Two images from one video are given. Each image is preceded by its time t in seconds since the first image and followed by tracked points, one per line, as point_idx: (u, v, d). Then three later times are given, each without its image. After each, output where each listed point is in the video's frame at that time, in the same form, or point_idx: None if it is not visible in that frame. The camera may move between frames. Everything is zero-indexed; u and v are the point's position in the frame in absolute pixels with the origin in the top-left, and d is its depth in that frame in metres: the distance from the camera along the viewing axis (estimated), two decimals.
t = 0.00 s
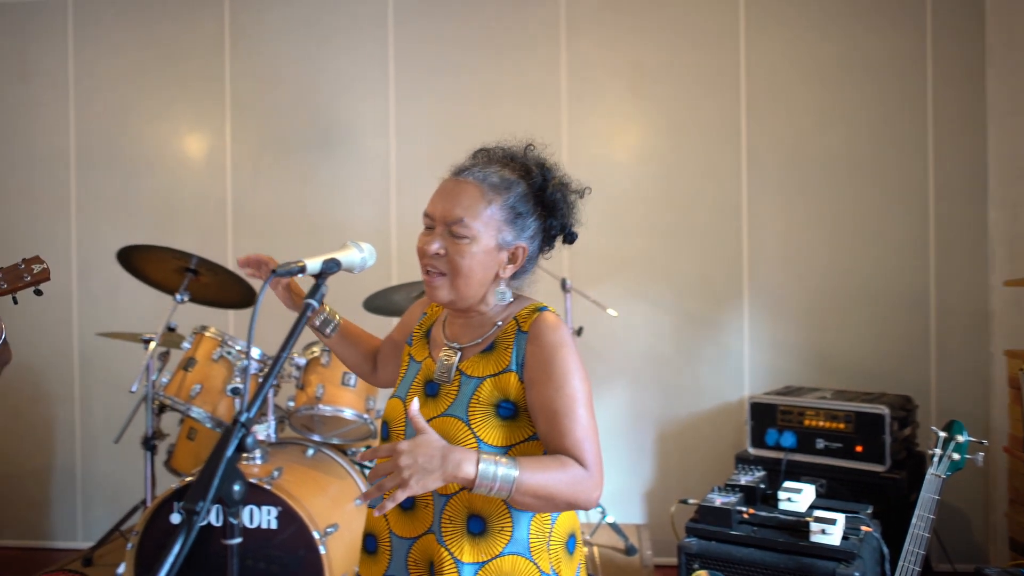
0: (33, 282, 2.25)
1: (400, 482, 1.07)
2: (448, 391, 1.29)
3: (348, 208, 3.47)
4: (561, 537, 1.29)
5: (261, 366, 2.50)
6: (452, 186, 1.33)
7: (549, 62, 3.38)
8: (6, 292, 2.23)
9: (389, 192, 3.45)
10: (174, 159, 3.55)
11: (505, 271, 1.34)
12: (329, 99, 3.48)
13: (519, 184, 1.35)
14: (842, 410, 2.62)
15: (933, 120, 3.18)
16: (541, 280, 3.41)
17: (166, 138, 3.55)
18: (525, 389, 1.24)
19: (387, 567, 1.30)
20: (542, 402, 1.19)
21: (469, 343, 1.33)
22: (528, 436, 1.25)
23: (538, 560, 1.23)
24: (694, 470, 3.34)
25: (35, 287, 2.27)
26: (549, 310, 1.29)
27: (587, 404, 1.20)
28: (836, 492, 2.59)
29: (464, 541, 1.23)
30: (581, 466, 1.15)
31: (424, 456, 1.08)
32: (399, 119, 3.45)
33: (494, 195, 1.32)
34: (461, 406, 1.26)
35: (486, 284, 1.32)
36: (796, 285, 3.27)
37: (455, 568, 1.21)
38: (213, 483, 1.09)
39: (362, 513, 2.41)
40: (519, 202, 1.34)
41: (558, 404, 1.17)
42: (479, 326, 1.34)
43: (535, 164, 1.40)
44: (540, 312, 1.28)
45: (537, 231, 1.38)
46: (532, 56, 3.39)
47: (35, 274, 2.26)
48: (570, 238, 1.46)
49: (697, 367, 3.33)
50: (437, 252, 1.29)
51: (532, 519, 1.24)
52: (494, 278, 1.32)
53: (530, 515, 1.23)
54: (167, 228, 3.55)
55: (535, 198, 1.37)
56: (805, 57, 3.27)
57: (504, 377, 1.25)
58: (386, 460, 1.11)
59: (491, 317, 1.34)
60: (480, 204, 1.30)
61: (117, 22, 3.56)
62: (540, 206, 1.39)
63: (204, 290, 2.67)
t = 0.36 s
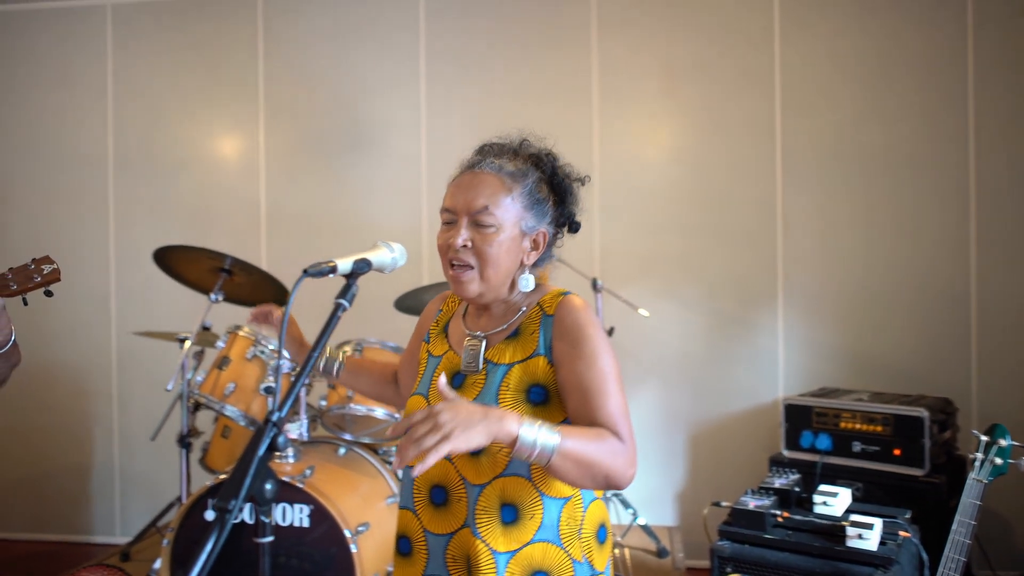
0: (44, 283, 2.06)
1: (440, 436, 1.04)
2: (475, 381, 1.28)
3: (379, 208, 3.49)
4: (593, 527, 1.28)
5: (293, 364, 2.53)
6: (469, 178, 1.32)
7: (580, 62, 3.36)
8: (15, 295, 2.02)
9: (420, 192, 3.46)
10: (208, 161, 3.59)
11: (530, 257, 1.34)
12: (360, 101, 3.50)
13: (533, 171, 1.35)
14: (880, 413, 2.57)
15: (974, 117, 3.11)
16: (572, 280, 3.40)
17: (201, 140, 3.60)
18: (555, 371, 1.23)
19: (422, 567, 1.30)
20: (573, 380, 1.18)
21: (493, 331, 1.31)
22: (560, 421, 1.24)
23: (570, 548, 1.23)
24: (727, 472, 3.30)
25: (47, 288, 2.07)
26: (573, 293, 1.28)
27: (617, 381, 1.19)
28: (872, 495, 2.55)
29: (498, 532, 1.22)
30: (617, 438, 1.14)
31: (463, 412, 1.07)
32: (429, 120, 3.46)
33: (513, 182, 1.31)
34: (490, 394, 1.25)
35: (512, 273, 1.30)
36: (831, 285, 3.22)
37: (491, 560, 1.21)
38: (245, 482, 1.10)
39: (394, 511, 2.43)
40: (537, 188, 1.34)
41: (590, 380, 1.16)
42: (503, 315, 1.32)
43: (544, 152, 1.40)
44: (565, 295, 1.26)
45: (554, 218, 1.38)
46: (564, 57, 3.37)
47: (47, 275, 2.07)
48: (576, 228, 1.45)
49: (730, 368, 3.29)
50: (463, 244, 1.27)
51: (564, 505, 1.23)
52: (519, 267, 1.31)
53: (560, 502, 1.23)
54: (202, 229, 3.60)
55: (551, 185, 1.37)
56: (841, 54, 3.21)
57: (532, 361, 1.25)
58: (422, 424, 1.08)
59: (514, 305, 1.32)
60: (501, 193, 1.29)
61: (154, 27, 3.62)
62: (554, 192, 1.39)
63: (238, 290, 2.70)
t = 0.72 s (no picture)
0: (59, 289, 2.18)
1: (514, 347, 1.01)
2: (505, 387, 1.23)
3: (410, 209, 3.50)
4: (631, 525, 1.27)
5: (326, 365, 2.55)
6: (476, 185, 1.31)
7: (610, 62, 3.35)
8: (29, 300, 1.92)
9: (450, 192, 3.47)
10: (242, 164, 3.64)
11: (545, 256, 1.32)
12: (391, 103, 3.52)
13: (538, 173, 1.35)
14: (917, 416, 2.52)
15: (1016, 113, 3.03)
16: (603, 280, 3.38)
17: (235, 143, 3.65)
18: (587, 368, 1.22)
19: None
20: (607, 373, 1.17)
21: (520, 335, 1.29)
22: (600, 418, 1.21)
23: (612, 547, 1.21)
24: (760, 476, 3.26)
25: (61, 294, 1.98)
26: (597, 293, 1.27)
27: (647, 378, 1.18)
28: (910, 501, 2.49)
29: (544, 537, 1.19)
30: (656, 428, 1.12)
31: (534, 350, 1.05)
32: (460, 122, 3.46)
33: (522, 184, 1.30)
34: (525, 398, 1.21)
35: (531, 273, 1.29)
36: (868, 287, 3.17)
37: (541, 565, 1.18)
38: (275, 483, 1.11)
39: (425, 511, 2.45)
40: (545, 188, 1.33)
41: (627, 371, 1.16)
42: (526, 319, 1.31)
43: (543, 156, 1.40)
44: (590, 295, 1.26)
45: (564, 218, 1.37)
46: (594, 57, 3.36)
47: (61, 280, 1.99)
48: (582, 228, 1.44)
49: (763, 370, 3.25)
50: (481, 248, 1.25)
51: (604, 506, 1.21)
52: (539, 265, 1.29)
53: (600, 502, 1.21)
54: (236, 230, 3.65)
55: (556, 186, 1.36)
56: (878, 51, 3.15)
57: (566, 361, 1.23)
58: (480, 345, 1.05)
59: (536, 308, 1.31)
60: (512, 194, 1.28)
61: (189, 31, 3.68)
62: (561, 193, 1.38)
63: (271, 291, 2.73)
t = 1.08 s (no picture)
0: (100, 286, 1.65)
1: (565, 318, 1.02)
2: (533, 390, 1.23)
3: (439, 211, 3.52)
4: (658, 523, 1.28)
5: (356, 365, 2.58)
6: (492, 190, 1.31)
7: (640, 61, 3.33)
8: (69, 298, 1.60)
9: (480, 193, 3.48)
10: (275, 165, 3.69)
11: (563, 257, 1.32)
12: (422, 104, 3.54)
13: (551, 176, 1.35)
14: (954, 420, 2.47)
15: None
16: (633, 282, 3.36)
17: (268, 145, 3.70)
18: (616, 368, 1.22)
19: None
20: (635, 369, 1.17)
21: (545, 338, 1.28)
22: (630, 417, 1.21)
23: (644, 546, 1.22)
24: (793, 479, 3.23)
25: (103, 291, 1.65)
26: (620, 295, 1.27)
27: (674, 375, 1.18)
28: (946, 506, 2.45)
29: (580, 538, 1.19)
30: (687, 422, 1.13)
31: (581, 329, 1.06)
32: (489, 122, 3.47)
33: (536, 186, 1.31)
34: (554, 400, 1.21)
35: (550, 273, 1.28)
36: (903, 288, 3.11)
37: (578, 566, 1.17)
38: (303, 482, 1.12)
39: (454, 511, 2.47)
40: (559, 189, 1.33)
41: (657, 365, 1.16)
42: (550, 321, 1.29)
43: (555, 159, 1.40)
44: (614, 297, 1.26)
45: (581, 219, 1.37)
46: (624, 56, 3.35)
47: (105, 276, 1.65)
48: (598, 229, 1.44)
49: (796, 372, 3.21)
50: (500, 251, 1.24)
51: (635, 504, 1.22)
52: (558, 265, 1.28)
53: (631, 500, 1.22)
54: (269, 232, 3.70)
55: (570, 186, 1.36)
56: (914, 47, 3.10)
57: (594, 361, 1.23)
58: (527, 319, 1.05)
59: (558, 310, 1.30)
60: (527, 196, 1.28)
61: (224, 35, 3.74)
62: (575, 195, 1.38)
63: (303, 292, 2.77)
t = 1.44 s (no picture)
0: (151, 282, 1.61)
1: (611, 287, 1.04)
2: (560, 382, 1.24)
3: (471, 212, 3.54)
4: (683, 516, 1.28)
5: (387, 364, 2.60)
6: (509, 187, 1.32)
7: (671, 61, 3.32)
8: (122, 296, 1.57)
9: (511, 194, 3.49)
10: (309, 167, 3.74)
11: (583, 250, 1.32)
12: (452, 106, 3.56)
13: (568, 170, 1.35)
14: (993, 423, 2.42)
15: None
16: (664, 282, 3.35)
17: (301, 148, 3.75)
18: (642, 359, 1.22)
19: None
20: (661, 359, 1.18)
21: (570, 332, 1.29)
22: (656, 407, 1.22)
23: (670, 537, 1.22)
24: (826, 482, 3.19)
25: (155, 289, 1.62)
26: (644, 288, 1.28)
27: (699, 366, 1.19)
28: (985, 511, 2.40)
29: (608, 529, 1.19)
30: (714, 410, 1.13)
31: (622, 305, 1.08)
32: (520, 123, 3.48)
33: (552, 181, 1.31)
34: (581, 392, 1.22)
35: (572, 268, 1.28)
36: (940, 288, 3.06)
37: (606, 557, 1.17)
38: (334, 482, 1.14)
39: (484, 511, 2.48)
40: (576, 183, 1.33)
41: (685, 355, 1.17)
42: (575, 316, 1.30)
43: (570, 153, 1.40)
44: (638, 290, 1.26)
45: (599, 211, 1.37)
46: (655, 56, 3.33)
47: (157, 272, 1.62)
48: (617, 221, 1.44)
49: (830, 373, 3.17)
50: (520, 247, 1.25)
51: (660, 495, 1.22)
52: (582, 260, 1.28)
53: (657, 492, 1.22)
54: (303, 233, 3.74)
55: (587, 179, 1.36)
56: (951, 42, 3.04)
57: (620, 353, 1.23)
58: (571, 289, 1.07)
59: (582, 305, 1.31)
60: (544, 192, 1.29)
61: (259, 39, 3.80)
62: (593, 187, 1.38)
63: (334, 292, 2.80)
